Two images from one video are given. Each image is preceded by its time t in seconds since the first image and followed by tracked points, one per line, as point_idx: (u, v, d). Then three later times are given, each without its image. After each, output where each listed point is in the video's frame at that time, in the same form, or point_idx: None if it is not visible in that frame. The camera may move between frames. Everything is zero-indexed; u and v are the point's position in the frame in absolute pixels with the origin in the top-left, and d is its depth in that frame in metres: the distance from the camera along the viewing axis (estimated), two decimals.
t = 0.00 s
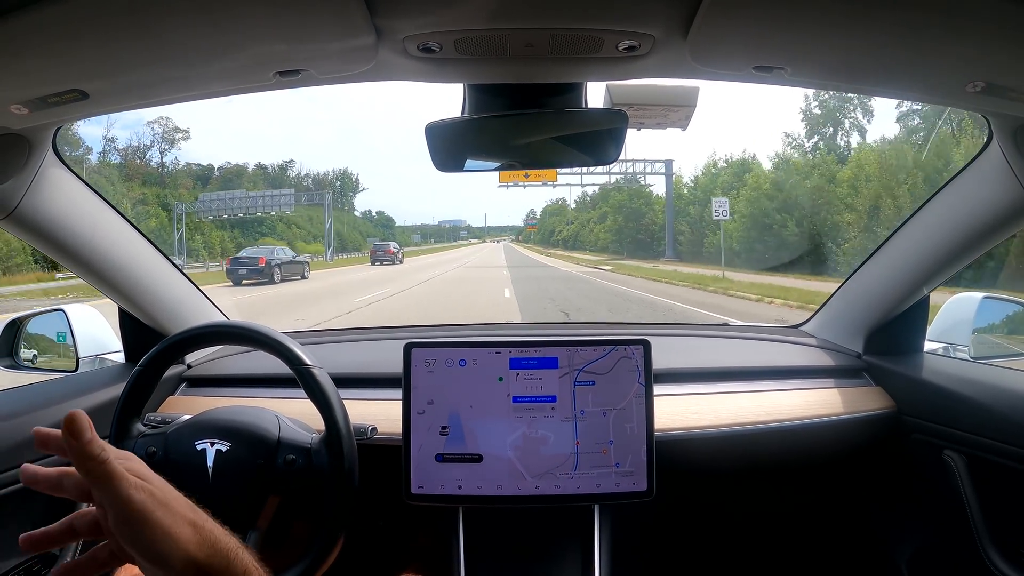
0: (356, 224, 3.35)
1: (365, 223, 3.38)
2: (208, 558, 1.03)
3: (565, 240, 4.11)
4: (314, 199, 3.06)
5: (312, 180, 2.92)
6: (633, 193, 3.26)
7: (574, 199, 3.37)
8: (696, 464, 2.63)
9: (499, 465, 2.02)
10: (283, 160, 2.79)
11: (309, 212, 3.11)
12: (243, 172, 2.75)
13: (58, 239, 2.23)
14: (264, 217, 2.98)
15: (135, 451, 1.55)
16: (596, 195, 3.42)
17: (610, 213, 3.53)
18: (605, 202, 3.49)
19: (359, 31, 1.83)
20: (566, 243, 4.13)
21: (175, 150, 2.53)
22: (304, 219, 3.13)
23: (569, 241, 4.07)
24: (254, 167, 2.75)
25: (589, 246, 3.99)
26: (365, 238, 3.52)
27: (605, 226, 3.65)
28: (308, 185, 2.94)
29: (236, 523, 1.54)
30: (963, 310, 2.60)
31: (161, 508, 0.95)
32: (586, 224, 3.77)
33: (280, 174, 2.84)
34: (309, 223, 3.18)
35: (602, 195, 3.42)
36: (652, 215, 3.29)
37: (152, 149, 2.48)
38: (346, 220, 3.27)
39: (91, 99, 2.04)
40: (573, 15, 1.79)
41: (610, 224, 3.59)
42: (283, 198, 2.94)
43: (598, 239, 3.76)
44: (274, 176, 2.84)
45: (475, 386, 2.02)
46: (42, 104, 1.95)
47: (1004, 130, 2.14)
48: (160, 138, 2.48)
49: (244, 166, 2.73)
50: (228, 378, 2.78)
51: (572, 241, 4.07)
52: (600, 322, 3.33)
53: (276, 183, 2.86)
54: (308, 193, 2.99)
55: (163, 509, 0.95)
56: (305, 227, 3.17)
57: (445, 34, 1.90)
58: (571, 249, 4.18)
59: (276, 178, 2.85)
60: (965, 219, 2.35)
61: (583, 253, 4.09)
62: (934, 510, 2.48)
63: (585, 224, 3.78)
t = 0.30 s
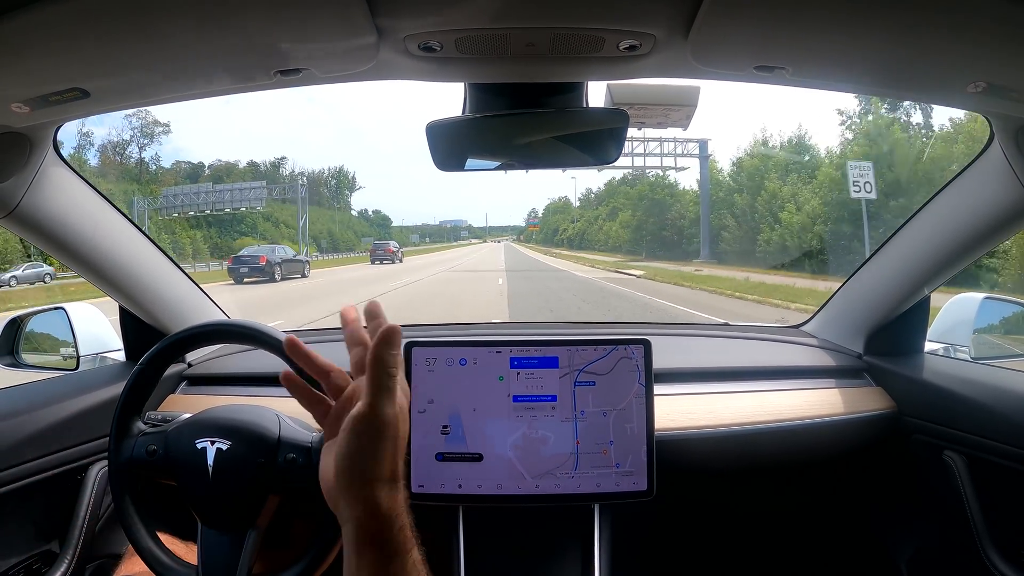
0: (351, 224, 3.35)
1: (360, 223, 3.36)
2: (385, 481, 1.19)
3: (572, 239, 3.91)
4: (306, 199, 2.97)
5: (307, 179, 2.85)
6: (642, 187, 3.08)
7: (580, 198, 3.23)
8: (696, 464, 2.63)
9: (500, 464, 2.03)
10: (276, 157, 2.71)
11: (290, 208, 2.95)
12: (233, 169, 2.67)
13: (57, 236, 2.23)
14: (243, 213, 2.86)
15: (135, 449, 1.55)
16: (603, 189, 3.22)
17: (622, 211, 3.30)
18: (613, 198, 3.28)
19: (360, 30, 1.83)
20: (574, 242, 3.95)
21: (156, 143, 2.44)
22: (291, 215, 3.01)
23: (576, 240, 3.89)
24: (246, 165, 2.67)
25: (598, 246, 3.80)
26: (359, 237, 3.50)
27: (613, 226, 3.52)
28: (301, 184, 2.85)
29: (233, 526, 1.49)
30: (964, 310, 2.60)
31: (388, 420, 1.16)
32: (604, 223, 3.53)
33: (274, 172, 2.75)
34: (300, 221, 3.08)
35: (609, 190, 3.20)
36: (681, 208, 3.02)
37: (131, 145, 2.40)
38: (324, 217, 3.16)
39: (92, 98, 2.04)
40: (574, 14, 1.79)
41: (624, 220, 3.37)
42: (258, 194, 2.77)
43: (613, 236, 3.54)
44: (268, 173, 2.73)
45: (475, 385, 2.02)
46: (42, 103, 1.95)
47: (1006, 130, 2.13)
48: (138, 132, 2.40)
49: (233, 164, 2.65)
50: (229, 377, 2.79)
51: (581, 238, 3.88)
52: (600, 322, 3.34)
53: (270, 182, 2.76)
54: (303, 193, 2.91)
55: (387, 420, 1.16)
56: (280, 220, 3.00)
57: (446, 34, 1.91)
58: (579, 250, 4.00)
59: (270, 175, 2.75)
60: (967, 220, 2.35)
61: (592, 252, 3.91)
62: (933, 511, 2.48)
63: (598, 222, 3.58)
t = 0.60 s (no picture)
0: (344, 223, 3.30)
1: (354, 221, 3.32)
2: (382, 491, 1.28)
3: (576, 238, 3.75)
4: (303, 199, 2.96)
5: (302, 177, 2.83)
6: (657, 181, 2.93)
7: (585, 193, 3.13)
8: (697, 464, 2.63)
9: (501, 463, 2.03)
10: (268, 154, 2.66)
11: (281, 208, 2.91)
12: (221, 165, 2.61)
13: (57, 235, 2.23)
14: (214, 210, 2.75)
15: (136, 448, 1.54)
16: (609, 185, 3.02)
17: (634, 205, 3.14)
18: (617, 196, 3.11)
19: (362, 28, 1.83)
20: (579, 241, 3.80)
21: (133, 138, 2.38)
22: (283, 217, 2.98)
23: (578, 238, 3.76)
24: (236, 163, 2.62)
25: (609, 245, 3.66)
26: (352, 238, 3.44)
27: (619, 224, 3.41)
28: (298, 183, 2.84)
29: (235, 523, 1.48)
30: (965, 310, 2.60)
31: (380, 429, 1.30)
32: (618, 221, 3.37)
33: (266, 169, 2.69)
34: (291, 220, 3.03)
35: (616, 187, 3.01)
36: (721, 198, 2.86)
37: (108, 140, 2.32)
38: (317, 216, 3.13)
39: (93, 97, 2.04)
40: (575, 14, 1.79)
41: (638, 215, 3.20)
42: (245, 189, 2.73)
43: (629, 234, 3.40)
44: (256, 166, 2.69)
45: (476, 384, 2.02)
46: (43, 102, 1.95)
47: (1009, 130, 2.13)
48: (114, 127, 2.34)
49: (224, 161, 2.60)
50: (230, 376, 2.78)
51: (586, 239, 3.76)
52: (601, 322, 3.34)
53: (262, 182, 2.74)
54: (297, 191, 2.88)
55: (377, 430, 1.30)
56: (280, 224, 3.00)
57: (447, 33, 1.91)
58: (586, 249, 3.84)
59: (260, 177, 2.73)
60: (968, 220, 2.35)
61: (601, 252, 3.75)
62: (934, 511, 2.48)
63: (611, 222, 3.45)
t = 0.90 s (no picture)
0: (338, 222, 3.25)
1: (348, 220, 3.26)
2: (330, 568, 1.33)
3: (583, 236, 3.71)
4: (296, 198, 2.96)
5: (295, 176, 2.85)
6: (672, 176, 2.88)
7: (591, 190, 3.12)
8: (697, 462, 2.63)
9: (502, 461, 2.03)
10: (257, 150, 2.63)
11: (271, 206, 2.91)
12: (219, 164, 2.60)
13: (58, 234, 2.23)
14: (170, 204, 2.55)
15: (138, 446, 1.54)
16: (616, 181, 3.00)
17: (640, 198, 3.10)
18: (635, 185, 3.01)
19: (362, 25, 1.83)
20: (586, 240, 3.75)
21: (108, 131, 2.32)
22: (272, 215, 2.94)
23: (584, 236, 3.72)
24: (223, 162, 2.60)
25: (623, 244, 3.57)
26: (345, 237, 3.41)
27: (630, 221, 3.37)
28: (291, 181, 2.85)
29: (236, 522, 1.49)
30: (965, 309, 2.60)
31: (332, 508, 1.35)
32: (636, 216, 3.29)
33: (254, 166, 2.68)
34: (278, 219, 2.97)
35: (622, 183, 3.00)
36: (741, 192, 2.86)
37: (83, 134, 2.25)
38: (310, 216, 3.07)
39: (95, 95, 2.04)
40: (575, 12, 1.79)
41: (658, 210, 3.13)
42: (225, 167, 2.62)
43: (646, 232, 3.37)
44: (245, 167, 2.66)
45: (478, 382, 2.02)
46: (45, 100, 1.95)
47: (1009, 128, 2.13)
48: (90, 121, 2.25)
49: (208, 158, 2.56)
50: (232, 374, 2.79)
51: (594, 238, 3.70)
52: (603, 320, 3.34)
53: (245, 178, 2.69)
54: (290, 190, 2.88)
55: (330, 509, 1.35)
56: (268, 223, 2.95)
57: (447, 31, 1.91)
58: (594, 249, 3.78)
59: (244, 171, 2.67)
60: (968, 219, 2.36)
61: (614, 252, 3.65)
62: (935, 508, 2.48)
63: (623, 220, 3.38)
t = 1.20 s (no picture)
0: (331, 219, 3.20)
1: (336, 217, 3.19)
2: (331, 570, 1.33)
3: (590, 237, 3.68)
4: (291, 195, 2.97)
5: (289, 174, 2.88)
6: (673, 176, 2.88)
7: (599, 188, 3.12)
8: (698, 462, 2.63)
9: (502, 462, 2.02)
10: (248, 146, 2.66)
11: (259, 206, 2.90)
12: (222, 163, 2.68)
13: (58, 234, 2.23)
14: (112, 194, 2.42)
15: (138, 448, 1.54)
16: (624, 178, 3.05)
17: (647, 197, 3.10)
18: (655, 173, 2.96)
19: (361, 25, 1.82)
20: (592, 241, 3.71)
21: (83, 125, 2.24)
22: (258, 215, 2.93)
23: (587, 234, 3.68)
24: (214, 159, 2.65)
25: (639, 244, 3.46)
26: (338, 237, 3.39)
27: (634, 219, 3.37)
28: (285, 179, 2.88)
29: (236, 522, 1.49)
30: (965, 309, 2.59)
31: (332, 510, 1.34)
32: (658, 212, 3.21)
33: (246, 165, 2.72)
34: (263, 218, 2.96)
35: (632, 178, 3.03)
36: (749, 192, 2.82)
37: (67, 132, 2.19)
38: (300, 215, 3.06)
39: (94, 95, 2.03)
40: (575, 12, 1.79)
41: (669, 207, 3.10)
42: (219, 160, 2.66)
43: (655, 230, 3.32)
44: (239, 165, 2.70)
45: (478, 382, 2.02)
46: (45, 101, 1.94)
47: (1009, 128, 2.13)
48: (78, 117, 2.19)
49: (202, 155, 2.63)
50: (232, 374, 2.78)
51: (599, 239, 3.66)
52: (603, 320, 3.34)
53: (239, 175, 2.72)
54: (283, 188, 2.90)
55: (330, 511, 1.34)
56: (252, 223, 2.95)
57: (447, 30, 1.90)
58: (604, 250, 3.68)
59: (235, 168, 2.70)
60: (968, 218, 2.36)
61: (633, 253, 3.53)
62: (935, 507, 2.48)
63: (639, 215, 3.32)
